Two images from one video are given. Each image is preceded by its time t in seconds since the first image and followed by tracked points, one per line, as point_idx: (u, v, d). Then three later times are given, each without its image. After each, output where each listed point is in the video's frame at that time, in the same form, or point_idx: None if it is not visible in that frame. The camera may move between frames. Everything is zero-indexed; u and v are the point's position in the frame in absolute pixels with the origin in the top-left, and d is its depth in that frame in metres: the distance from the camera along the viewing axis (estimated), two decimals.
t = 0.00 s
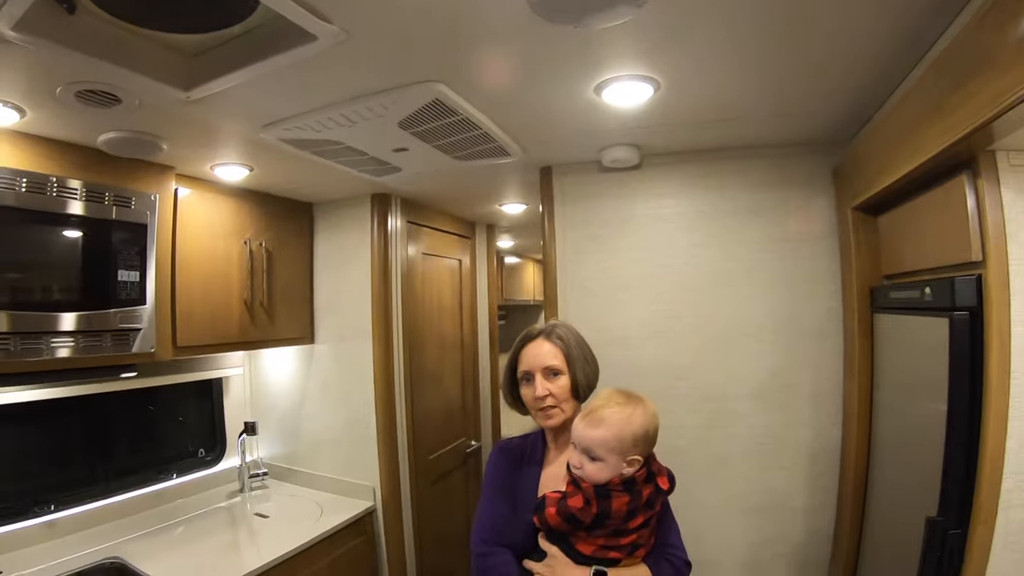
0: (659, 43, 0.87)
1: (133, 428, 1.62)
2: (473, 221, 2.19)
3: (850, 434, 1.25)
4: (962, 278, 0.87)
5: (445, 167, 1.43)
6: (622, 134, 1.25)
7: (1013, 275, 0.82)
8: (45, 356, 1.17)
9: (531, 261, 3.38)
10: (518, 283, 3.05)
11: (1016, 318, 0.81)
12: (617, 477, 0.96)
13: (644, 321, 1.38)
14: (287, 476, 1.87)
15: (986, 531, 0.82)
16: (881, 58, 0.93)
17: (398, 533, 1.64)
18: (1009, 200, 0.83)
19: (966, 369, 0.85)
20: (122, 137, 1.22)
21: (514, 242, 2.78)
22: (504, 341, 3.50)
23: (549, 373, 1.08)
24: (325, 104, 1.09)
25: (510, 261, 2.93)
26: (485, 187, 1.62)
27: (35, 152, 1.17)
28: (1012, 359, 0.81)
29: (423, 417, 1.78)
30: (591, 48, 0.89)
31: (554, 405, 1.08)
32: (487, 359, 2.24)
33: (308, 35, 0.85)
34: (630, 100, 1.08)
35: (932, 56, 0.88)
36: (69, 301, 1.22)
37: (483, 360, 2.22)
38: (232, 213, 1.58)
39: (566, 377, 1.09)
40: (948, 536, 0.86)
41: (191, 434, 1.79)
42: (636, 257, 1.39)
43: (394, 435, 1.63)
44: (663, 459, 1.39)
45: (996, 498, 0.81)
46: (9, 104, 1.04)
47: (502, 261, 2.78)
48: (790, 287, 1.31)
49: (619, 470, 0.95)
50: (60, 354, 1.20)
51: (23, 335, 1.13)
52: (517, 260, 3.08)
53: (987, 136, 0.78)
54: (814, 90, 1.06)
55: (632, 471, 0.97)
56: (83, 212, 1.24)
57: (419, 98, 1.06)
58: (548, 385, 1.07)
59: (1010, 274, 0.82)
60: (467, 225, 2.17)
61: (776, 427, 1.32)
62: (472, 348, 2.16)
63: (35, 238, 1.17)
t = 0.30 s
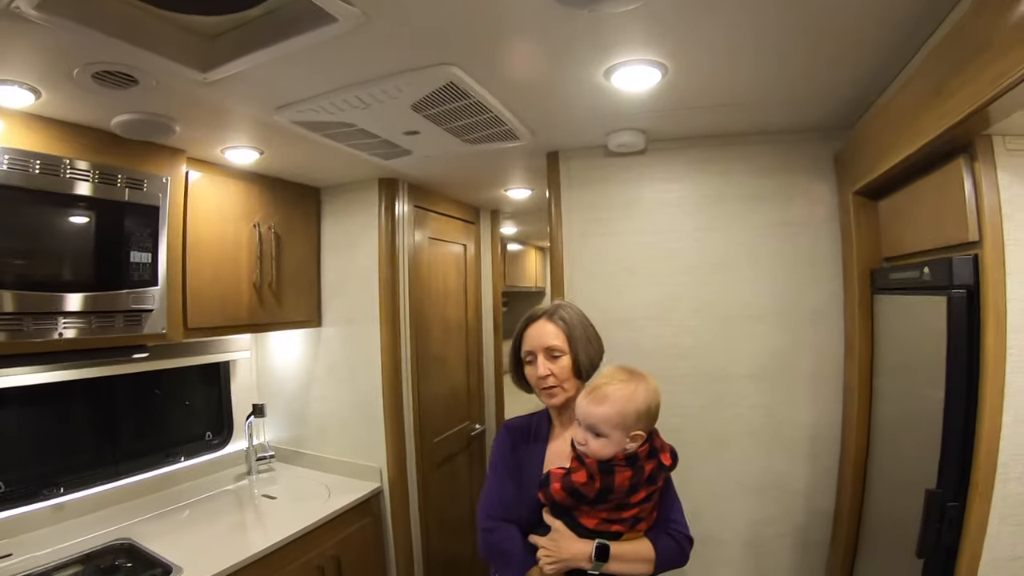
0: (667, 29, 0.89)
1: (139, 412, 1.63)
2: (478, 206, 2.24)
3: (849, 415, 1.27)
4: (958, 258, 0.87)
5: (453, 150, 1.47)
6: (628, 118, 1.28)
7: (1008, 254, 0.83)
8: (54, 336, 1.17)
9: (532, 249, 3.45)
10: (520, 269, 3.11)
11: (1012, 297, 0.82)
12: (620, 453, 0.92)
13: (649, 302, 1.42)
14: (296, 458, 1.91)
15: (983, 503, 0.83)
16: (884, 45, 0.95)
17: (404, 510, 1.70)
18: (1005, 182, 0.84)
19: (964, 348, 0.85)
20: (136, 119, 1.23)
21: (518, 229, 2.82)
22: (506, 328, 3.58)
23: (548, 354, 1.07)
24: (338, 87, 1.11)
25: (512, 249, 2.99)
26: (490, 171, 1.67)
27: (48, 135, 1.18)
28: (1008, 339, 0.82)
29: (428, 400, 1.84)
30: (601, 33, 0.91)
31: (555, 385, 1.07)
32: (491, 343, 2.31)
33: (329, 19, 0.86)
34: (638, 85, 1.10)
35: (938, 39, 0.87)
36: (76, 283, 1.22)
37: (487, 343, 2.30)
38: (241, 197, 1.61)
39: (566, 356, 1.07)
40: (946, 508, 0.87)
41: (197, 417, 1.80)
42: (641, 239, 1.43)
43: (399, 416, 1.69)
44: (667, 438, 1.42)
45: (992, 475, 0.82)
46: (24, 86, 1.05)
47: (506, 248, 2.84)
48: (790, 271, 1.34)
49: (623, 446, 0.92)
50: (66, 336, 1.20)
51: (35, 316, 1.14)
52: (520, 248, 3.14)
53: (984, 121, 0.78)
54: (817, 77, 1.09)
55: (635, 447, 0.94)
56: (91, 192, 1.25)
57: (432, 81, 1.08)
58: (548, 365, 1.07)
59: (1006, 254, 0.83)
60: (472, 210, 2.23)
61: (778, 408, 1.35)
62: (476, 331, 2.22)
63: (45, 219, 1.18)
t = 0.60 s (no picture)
0: (661, 13, 0.90)
1: (143, 406, 1.64)
2: (477, 195, 2.26)
3: (848, 395, 1.28)
4: (952, 233, 0.88)
5: (452, 138, 1.48)
6: (624, 104, 1.29)
7: (1001, 229, 0.83)
8: (58, 329, 1.19)
9: (532, 239, 3.46)
10: (519, 259, 3.14)
11: (1006, 271, 0.83)
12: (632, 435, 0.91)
13: (648, 286, 1.44)
14: (299, 449, 1.92)
15: (982, 478, 0.83)
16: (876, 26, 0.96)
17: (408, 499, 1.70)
18: (997, 159, 0.85)
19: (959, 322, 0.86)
20: (137, 112, 1.23)
21: (517, 219, 2.83)
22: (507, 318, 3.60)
23: (558, 338, 1.05)
24: (337, 76, 1.12)
25: (511, 239, 3.00)
26: (489, 158, 1.68)
27: (49, 129, 1.20)
28: (1003, 313, 0.83)
29: (430, 388, 1.85)
30: (596, 18, 0.92)
31: (565, 369, 1.05)
32: (492, 332, 2.33)
33: (328, 7, 0.87)
34: (633, 69, 1.11)
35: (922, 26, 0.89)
36: (77, 275, 1.23)
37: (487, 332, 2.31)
38: (242, 189, 1.62)
39: (576, 341, 1.05)
40: (946, 483, 0.87)
41: (200, 410, 1.81)
42: (639, 224, 1.44)
43: (402, 404, 1.70)
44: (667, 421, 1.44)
45: (989, 448, 0.82)
46: (26, 80, 1.06)
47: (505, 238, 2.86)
48: (787, 252, 1.36)
49: (635, 428, 0.90)
50: (70, 328, 1.22)
51: (39, 310, 1.16)
52: (519, 238, 3.16)
53: (975, 97, 0.79)
54: (811, 60, 1.10)
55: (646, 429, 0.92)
56: (91, 184, 1.26)
57: (429, 68, 1.09)
58: (558, 350, 1.05)
59: (999, 230, 0.83)
60: (471, 199, 2.24)
61: (777, 389, 1.36)
62: (477, 320, 2.23)
63: (47, 212, 1.19)
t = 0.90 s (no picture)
0: None
1: (145, 397, 1.64)
2: (479, 184, 2.24)
3: (853, 382, 1.26)
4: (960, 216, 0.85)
5: (450, 124, 1.46)
6: (624, 87, 1.27)
7: (1011, 211, 0.81)
8: (58, 319, 1.19)
9: (536, 228, 3.45)
10: (523, 249, 3.12)
11: (1015, 254, 0.80)
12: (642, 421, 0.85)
13: (649, 273, 1.42)
14: (301, 440, 1.93)
15: (990, 465, 0.81)
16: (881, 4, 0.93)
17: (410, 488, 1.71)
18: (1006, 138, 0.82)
19: (966, 306, 0.84)
20: (132, 102, 1.22)
21: (520, 208, 2.81)
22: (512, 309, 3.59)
23: (577, 323, 1.02)
24: (331, 60, 1.11)
25: (515, 229, 2.99)
26: (489, 144, 1.66)
27: (47, 120, 1.19)
28: (1012, 298, 0.80)
29: (432, 378, 1.85)
30: None
31: (586, 355, 1.01)
32: (495, 321, 2.32)
33: None
34: (632, 51, 1.09)
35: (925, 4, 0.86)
36: (77, 266, 1.23)
37: (490, 322, 2.30)
38: (240, 178, 1.61)
39: (598, 326, 1.01)
40: (953, 473, 0.85)
41: (202, 402, 1.82)
42: (639, 211, 1.43)
43: (403, 393, 1.69)
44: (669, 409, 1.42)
45: (999, 434, 0.80)
46: (20, 70, 1.05)
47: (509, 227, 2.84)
48: (791, 238, 1.33)
49: (645, 414, 0.84)
50: (72, 318, 1.22)
51: (37, 300, 1.15)
52: (524, 227, 3.14)
53: (981, 74, 0.76)
54: (814, 41, 1.07)
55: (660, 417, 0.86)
56: (93, 176, 1.25)
57: (424, 52, 1.07)
58: (578, 334, 1.02)
59: (1008, 211, 0.81)
60: (473, 187, 2.23)
61: (781, 377, 1.34)
62: (479, 310, 2.22)
63: (44, 203, 1.18)
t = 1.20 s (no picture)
0: None
1: (149, 398, 1.65)
2: (482, 184, 2.23)
3: (858, 385, 1.25)
4: (966, 218, 0.84)
5: (451, 125, 1.45)
6: (625, 87, 1.26)
7: (1017, 213, 0.79)
8: (61, 321, 1.19)
9: (541, 228, 3.44)
10: (528, 249, 3.11)
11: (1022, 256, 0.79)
12: (647, 430, 0.82)
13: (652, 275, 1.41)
14: (304, 440, 1.93)
15: (995, 473, 0.80)
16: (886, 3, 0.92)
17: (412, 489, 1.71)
18: (1013, 138, 0.80)
19: (972, 310, 0.83)
20: (132, 104, 1.22)
21: (525, 208, 2.80)
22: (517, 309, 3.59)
23: (594, 317, 0.96)
24: (329, 62, 1.10)
25: (520, 229, 2.98)
26: (491, 145, 1.66)
27: (49, 123, 1.19)
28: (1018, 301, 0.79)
29: (435, 380, 1.84)
30: None
31: (598, 352, 0.96)
32: (499, 322, 2.31)
33: None
34: (632, 51, 1.08)
35: None
36: (79, 268, 1.23)
37: (494, 322, 2.30)
38: (242, 179, 1.61)
39: (615, 323, 0.94)
40: (957, 481, 0.84)
41: (206, 402, 1.82)
42: (642, 212, 1.42)
43: (406, 395, 1.69)
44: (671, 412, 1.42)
45: (1004, 441, 0.79)
46: (20, 74, 1.05)
47: (513, 227, 2.84)
48: (796, 240, 1.32)
49: (650, 422, 0.82)
50: (76, 319, 1.22)
51: (39, 301, 1.15)
52: (528, 227, 3.14)
53: (987, 72, 0.75)
54: (818, 41, 1.06)
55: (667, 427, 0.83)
56: (95, 178, 1.26)
57: (422, 52, 1.06)
58: (593, 329, 0.96)
59: (1015, 213, 0.79)
60: (477, 188, 2.22)
61: (784, 379, 1.33)
62: (483, 311, 2.22)
63: (46, 206, 1.19)
